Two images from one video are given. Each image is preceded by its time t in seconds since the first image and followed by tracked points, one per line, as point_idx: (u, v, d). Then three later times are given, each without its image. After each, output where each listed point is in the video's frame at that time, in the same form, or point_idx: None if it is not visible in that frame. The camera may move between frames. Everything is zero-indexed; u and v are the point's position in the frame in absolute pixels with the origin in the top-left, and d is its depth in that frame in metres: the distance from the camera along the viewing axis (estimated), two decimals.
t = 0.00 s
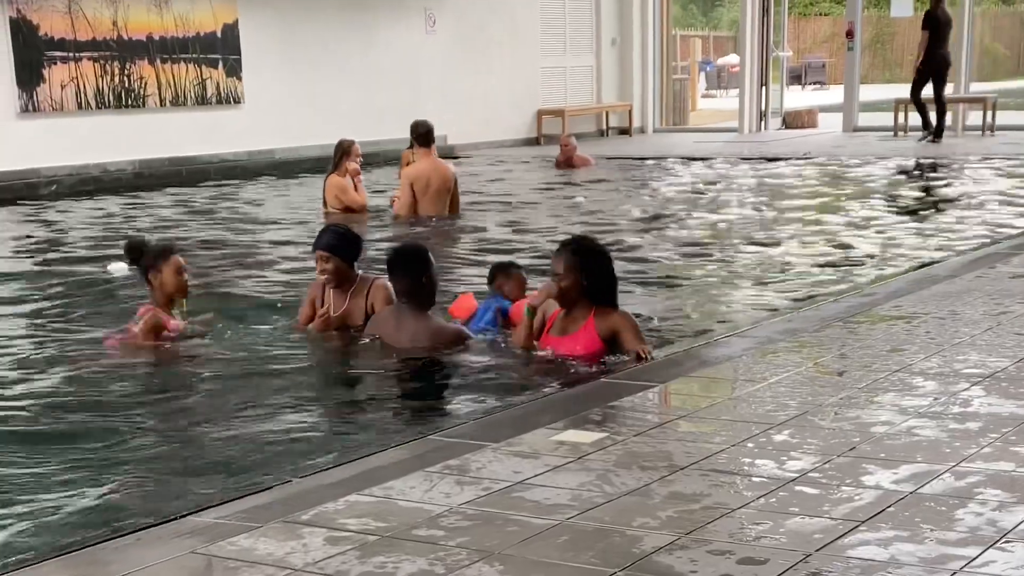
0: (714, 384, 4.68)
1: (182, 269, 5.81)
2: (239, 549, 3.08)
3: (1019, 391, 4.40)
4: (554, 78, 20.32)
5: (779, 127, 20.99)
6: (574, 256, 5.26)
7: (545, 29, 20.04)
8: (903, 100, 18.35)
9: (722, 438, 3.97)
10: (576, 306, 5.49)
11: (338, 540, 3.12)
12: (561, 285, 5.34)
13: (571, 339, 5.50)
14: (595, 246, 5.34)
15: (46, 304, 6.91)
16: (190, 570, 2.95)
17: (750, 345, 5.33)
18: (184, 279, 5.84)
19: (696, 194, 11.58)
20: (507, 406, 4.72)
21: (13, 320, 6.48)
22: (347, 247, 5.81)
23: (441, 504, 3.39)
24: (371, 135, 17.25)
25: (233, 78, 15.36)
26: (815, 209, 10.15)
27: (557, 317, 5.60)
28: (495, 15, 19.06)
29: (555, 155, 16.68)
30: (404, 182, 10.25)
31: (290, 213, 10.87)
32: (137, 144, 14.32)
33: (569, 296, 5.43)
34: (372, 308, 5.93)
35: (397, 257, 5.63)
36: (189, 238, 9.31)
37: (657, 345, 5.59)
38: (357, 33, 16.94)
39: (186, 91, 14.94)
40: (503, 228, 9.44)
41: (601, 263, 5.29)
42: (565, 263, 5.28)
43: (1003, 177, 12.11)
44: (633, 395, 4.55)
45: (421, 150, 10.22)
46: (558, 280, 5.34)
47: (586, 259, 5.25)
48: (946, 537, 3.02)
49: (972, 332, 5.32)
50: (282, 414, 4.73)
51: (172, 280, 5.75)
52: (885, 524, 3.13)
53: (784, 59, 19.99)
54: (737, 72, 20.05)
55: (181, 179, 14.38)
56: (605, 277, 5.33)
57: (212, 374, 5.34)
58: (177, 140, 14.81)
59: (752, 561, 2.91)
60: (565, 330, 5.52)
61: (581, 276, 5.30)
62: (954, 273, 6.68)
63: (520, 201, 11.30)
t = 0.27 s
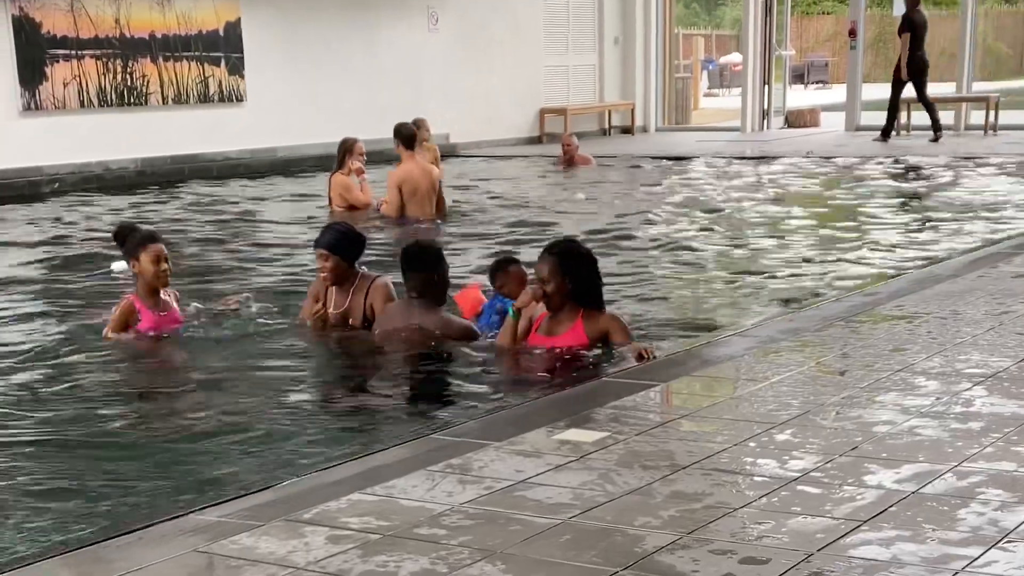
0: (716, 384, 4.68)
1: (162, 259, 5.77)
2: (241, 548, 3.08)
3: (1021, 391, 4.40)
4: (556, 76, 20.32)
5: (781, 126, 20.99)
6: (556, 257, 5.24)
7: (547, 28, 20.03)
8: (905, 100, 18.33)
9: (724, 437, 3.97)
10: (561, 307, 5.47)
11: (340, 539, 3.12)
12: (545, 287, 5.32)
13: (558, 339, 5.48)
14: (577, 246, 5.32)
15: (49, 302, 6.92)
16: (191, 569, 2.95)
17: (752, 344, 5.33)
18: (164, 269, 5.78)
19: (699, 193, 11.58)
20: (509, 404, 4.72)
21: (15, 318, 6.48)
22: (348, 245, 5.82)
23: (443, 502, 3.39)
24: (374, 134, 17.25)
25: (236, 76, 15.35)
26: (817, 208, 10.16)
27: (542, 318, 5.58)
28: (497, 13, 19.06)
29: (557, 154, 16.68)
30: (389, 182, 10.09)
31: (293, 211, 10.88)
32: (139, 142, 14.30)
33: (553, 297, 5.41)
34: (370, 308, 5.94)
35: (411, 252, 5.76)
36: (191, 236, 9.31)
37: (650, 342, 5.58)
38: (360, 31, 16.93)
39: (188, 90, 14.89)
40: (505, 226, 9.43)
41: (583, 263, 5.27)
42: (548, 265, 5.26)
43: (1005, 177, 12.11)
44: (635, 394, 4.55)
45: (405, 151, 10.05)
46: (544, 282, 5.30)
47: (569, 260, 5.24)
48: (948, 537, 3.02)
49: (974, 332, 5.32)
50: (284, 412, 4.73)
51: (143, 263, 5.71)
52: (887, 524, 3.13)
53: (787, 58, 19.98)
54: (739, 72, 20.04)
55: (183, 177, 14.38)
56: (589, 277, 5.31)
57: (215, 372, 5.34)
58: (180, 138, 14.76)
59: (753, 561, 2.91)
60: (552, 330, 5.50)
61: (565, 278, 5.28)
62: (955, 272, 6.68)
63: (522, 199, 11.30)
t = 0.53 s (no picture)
0: (718, 382, 4.68)
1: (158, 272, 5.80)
2: (242, 546, 3.08)
3: None
4: (559, 73, 20.33)
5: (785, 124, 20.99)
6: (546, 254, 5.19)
7: (550, 26, 20.03)
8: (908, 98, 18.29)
9: (727, 436, 3.96)
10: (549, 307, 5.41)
11: (341, 537, 3.12)
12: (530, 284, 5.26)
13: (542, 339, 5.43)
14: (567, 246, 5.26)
15: (51, 299, 6.92)
16: (193, 566, 2.94)
17: (754, 343, 5.33)
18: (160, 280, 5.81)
19: (701, 191, 11.57)
20: (512, 403, 4.71)
21: (16, 316, 6.48)
22: (348, 247, 5.80)
23: (445, 501, 3.39)
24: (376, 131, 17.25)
25: (238, 73, 15.35)
26: (820, 206, 10.14)
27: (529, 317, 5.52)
28: (501, 11, 19.06)
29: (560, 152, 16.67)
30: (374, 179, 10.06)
31: (294, 209, 10.87)
32: (141, 140, 14.29)
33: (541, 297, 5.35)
34: (371, 309, 5.93)
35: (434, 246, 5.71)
36: (193, 234, 9.31)
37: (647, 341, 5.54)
38: (363, 29, 16.93)
39: (190, 87, 14.88)
40: (507, 225, 9.43)
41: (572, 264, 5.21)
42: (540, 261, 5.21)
43: (1008, 175, 12.11)
44: (637, 393, 4.55)
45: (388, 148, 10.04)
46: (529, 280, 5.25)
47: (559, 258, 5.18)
48: (950, 536, 3.02)
49: (977, 331, 5.31)
50: (286, 410, 4.73)
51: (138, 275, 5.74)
52: (889, 523, 3.12)
53: (790, 56, 19.96)
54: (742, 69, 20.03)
55: (185, 174, 14.37)
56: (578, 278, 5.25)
57: (216, 370, 5.33)
58: (181, 135, 14.75)
59: (756, 559, 2.90)
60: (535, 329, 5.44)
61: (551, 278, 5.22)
62: (959, 271, 6.67)
63: (524, 197, 11.30)
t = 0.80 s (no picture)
0: (720, 379, 4.67)
1: (156, 270, 5.76)
2: (244, 542, 3.08)
3: None
4: (562, 71, 20.30)
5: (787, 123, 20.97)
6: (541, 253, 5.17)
7: (552, 23, 20.02)
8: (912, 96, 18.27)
9: (729, 433, 3.96)
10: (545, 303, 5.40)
11: (343, 534, 3.12)
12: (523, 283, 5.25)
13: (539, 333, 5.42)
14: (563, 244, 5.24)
15: (52, 297, 6.91)
16: (195, 563, 2.94)
17: (756, 340, 5.32)
18: (158, 278, 5.77)
19: (703, 189, 11.57)
20: (514, 399, 4.71)
21: (17, 314, 6.48)
22: (349, 249, 5.81)
23: (447, 498, 3.38)
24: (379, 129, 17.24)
25: (240, 71, 15.35)
26: (822, 204, 10.13)
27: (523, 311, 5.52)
28: (503, 9, 19.05)
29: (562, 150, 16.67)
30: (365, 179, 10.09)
31: (296, 206, 10.87)
32: (144, 137, 14.29)
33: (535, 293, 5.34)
34: (374, 307, 5.97)
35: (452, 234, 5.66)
36: (195, 232, 9.31)
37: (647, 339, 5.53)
38: (366, 27, 16.92)
39: (193, 85, 14.88)
40: (509, 222, 9.43)
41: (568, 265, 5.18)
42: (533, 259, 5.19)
43: (1011, 173, 12.10)
44: (639, 390, 4.54)
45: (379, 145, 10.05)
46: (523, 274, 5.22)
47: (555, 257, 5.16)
48: (952, 533, 3.01)
49: (979, 328, 5.31)
50: (288, 407, 4.73)
51: (134, 275, 5.70)
52: (892, 520, 3.12)
53: (792, 54, 19.93)
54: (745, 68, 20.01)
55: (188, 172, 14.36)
56: (575, 277, 5.22)
57: (218, 368, 5.33)
58: (184, 133, 14.75)
59: (758, 557, 2.90)
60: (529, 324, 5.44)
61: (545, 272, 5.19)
62: (961, 269, 6.67)
63: (526, 195, 11.29)
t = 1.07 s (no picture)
0: (722, 377, 4.67)
1: (150, 268, 5.70)
2: (246, 540, 3.08)
3: None
4: (563, 69, 20.31)
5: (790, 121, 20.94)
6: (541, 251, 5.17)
7: (554, 22, 20.02)
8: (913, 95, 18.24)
9: (731, 432, 3.96)
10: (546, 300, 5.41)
11: (344, 532, 3.12)
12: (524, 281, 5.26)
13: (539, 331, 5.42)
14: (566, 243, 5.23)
15: (54, 295, 6.91)
16: (196, 561, 2.94)
17: (758, 338, 5.32)
18: (152, 276, 5.71)
19: (706, 187, 11.56)
20: (516, 397, 4.71)
21: (17, 312, 6.48)
22: (342, 243, 5.79)
23: (448, 496, 3.38)
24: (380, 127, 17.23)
25: (242, 69, 15.35)
26: (824, 203, 10.13)
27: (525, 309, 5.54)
28: (505, 6, 19.04)
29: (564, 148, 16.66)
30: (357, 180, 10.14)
31: (299, 205, 10.86)
32: (145, 135, 14.29)
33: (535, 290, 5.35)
34: (367, 305, 5.93)
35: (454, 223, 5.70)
36: (198, 230, 9.30)
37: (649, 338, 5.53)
38: (367, 26, 16.91)
39: (194, 83, 14.88)
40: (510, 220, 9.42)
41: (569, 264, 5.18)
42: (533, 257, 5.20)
43: (1013, 172, 12.09)
44: (641, 388, 4.54)
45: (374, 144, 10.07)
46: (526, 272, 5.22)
47: (556, 255, 5.15)
48: (954, 532, 3.01)
49: (981, 327, 5.31)
50: (289, 405, 4.72)
51: (126, 273, 5.65)
52: (893, 519, 3.12)
53: (795, 52, 19.91)
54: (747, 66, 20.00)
55: (190, 171, 14.36)
56: (576, 276, 5.22)
57: (219, 366, 5.33)
58: (186, 131, 14.75)
59: (759, 555, 2.90)
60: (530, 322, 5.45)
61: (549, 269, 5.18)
62: (963, 267, 6.66)
63: (527, 194, 11.29)
